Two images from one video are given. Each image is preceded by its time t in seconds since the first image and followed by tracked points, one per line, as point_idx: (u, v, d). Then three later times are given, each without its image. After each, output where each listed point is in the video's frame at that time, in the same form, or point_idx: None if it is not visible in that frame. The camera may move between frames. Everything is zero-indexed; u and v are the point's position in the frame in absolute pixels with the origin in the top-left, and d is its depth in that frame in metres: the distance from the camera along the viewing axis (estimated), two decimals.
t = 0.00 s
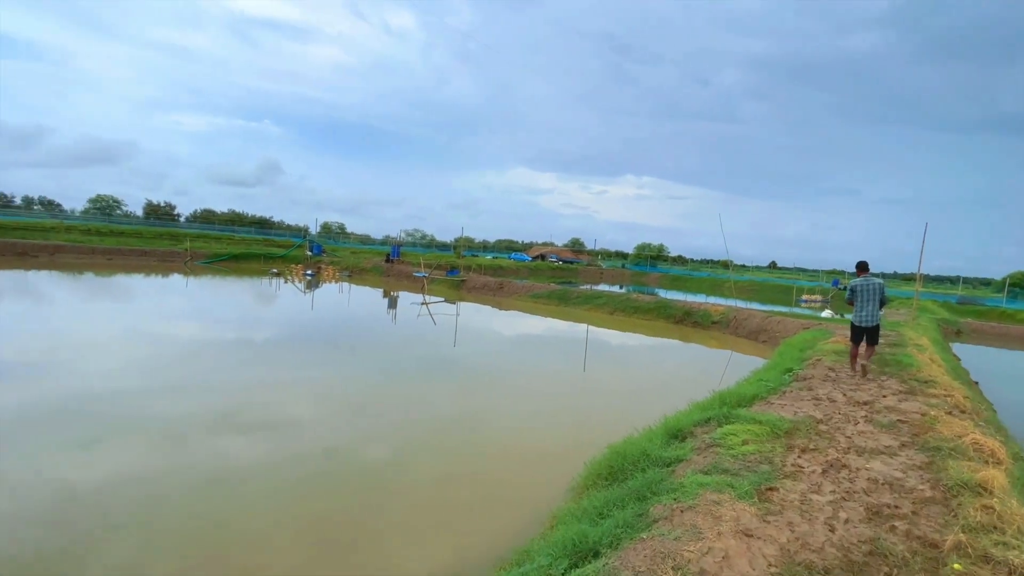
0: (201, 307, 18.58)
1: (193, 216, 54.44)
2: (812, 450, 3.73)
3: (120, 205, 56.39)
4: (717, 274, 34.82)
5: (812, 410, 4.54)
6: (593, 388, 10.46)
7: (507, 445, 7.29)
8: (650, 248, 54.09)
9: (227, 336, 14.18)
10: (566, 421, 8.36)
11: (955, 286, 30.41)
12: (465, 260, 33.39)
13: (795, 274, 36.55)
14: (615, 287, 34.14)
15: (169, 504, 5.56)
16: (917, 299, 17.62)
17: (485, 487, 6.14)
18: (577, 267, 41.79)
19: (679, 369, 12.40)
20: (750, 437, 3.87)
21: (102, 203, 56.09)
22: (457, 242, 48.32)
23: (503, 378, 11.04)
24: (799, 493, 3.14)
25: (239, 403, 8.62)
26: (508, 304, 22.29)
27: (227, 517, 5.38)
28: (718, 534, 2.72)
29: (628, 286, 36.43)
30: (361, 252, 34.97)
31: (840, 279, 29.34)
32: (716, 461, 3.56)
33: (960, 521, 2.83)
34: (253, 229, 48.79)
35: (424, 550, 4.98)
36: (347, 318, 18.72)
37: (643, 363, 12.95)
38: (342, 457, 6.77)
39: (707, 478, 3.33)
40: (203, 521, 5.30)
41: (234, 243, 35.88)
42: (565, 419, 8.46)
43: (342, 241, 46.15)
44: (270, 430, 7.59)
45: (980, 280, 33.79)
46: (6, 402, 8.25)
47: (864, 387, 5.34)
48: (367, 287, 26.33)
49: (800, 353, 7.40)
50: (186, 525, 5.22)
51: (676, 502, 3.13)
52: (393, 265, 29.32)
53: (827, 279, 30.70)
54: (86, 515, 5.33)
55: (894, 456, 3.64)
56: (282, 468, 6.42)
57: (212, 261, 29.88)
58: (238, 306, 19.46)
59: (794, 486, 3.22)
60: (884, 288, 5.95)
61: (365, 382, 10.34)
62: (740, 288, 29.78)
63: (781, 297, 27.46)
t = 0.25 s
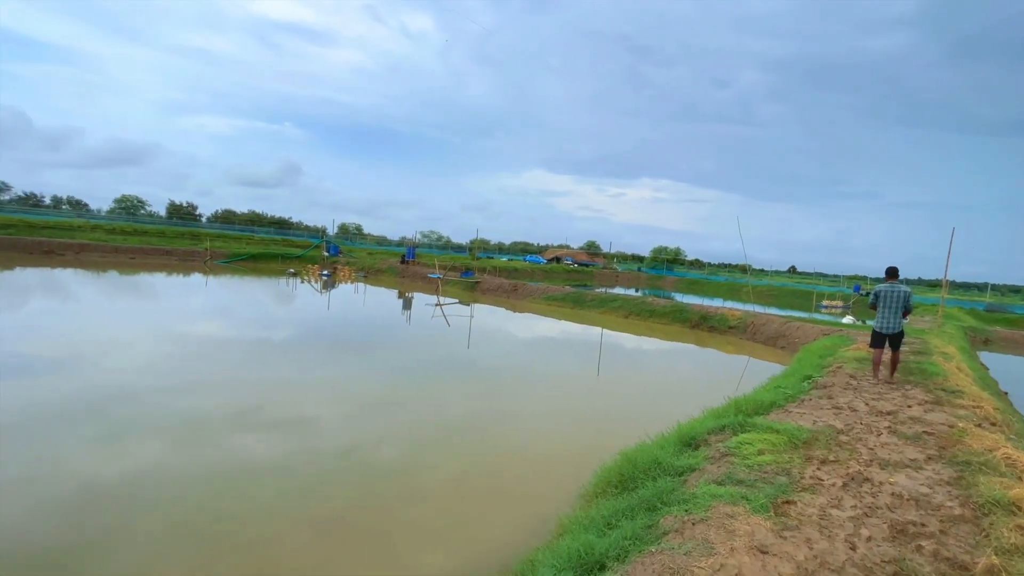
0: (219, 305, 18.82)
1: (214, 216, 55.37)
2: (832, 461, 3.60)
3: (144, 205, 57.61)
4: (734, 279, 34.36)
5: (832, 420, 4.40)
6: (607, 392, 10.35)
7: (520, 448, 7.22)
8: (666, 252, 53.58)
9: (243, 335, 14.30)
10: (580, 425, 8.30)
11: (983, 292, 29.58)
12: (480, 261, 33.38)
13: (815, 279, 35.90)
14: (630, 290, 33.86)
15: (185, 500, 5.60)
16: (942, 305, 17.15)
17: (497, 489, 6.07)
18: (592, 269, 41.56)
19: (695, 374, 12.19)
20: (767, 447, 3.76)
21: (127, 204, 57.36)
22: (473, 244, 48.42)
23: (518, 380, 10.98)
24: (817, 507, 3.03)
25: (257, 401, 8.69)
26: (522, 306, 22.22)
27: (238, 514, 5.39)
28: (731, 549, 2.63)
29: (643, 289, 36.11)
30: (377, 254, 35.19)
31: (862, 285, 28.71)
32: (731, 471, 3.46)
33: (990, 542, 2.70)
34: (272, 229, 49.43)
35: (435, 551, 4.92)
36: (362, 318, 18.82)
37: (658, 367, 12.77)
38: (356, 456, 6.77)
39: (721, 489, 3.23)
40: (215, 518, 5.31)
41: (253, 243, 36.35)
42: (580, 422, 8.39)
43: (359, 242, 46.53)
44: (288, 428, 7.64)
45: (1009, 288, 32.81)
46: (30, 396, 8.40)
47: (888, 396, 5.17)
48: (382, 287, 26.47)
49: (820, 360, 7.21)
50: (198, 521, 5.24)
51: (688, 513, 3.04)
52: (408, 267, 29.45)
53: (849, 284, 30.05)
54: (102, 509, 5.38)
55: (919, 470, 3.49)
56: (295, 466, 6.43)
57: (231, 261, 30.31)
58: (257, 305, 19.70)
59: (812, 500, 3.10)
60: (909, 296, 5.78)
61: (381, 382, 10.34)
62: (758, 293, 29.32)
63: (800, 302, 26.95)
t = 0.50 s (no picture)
0: (233, 304, 18.96)
1: (230, 216, 56.01)
2: (854, 477, 3.45)
3: (163, 205, 58.47)
4: (750, 283, 33.91)
5: (853, 432, 4.24)
6: (620, 396, 10.21)
7: (532, 454, 7.13)
8: (681, 255, 53.07)
9: (256, 334, 14.36)
10: (593, 430, 8.20)
11: (1007, 299, 28.85)
12: (492, 263, 33.34)
13: (832, 283, 35.28)
14: (644, 293, 33.58)
15: (198, 498, 5.60)
16: (965, 311, 16.70)
17: (508, 496, 5.98)
18: (605, 272, 41.29)
19: (709, 379, 11.98)
20: (785, 460, 3.62)
21: (146, 203, 58.26)
22: (486, 246, 48.39)
23: (530, 383, 10.89)
24: (838, 526, 2.90)
25: (271, 399, 8.70)
26: (534, 309, 22.12)
27: (248, 514, 5.36)
28: (745, 572, 2.51)
29: (657, 292, 35.78)
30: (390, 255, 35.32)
31: (881, 290, 28.16)
32: (746, 485, 3.33)
33: None
34: (287, 229, 49.89)
35: (444, 559, 4.85)
36: (374, 318, 18.84)
37: (672, 372, 12.57)
38: (368, 458, 6.74)
39: (737, 505, 3.10)
40: (224, 518, 5.28)
41: (268, 243, 36.70)
42: (592, 428, 8.29)
43: (372, 243, 46.75)
44: (301, 426, 7.64)
45: None
46: (47, 392, 8.48)
47: (911, 408, 4.99)
48: (394, 288, 26.53)
49: (840, 367, 7.01)
50: (207, 521, 5.22)
51: (701, 531, 2.92)
52: (420, 268, 29.51)
53: (868, 289, 29.50)
54: (113, 506, 5.38)
55: (948, 488, 3.34)
56: (305, 467, 6.40)
57: (246, 261, 30.60)
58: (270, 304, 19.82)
59: (833, 519, 2.96)
60: (939, 305, 5.60)
61: (393, 382, 10.31)
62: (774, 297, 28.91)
63: (818, 307, 26.51)
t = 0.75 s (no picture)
0: (246, 304, 19.12)
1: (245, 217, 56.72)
2: (870, 499, 3.33)
3: (179, 205, 59.35)
4: (763, 290, 33.52)
5: (869, 450, 4.12)
6: (631, 403, 10.11)
7: (542, 462, 7.07)
8: (693, 261, 52.66)
9: (267, 334, 14.45)
10: (603, 438, 8.12)
11: None
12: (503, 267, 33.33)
13: (849, 292, 34.74)
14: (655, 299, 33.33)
15: (209, 496, 5.60)
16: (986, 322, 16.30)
17: (518, 504, 5.92)
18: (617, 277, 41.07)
19: (722, 387, 11.81)
20: (798, 479, 3.52)
21: (163, 204, 59.17)
22: (498, 249, 48.41)
23: (541, 387, 10.83)
24: (852, 552, 2.79)
25: (283, 398, 8.71)
26: (544, 313, 22.04)
27: (257, 514, 5.35)
28: None
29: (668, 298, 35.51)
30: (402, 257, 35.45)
31: (899, 300, 27.65)
32: (756, 506, 3.23)
33: None
34: (301, 231, 50.33)
35: (453, 567, 4.78)
36: (384, 320, 18.88)
37: (684, 379, 12.42)
38: (378, 460, 6.72)
39: (746, 526, 3.01)
40: (233, 517, 5.27)
41: (281, 245, 37.03)
42: (603, 436, 8.22)
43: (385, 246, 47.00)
44: (313, 426, 7.64)
45: None
46: (62, 388, 8.57)
47: (930, 424, 4.85)
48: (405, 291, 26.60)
49: (855, 379, 6.86)
50: (217, 519, 5.21)
51: (707, 554, 2.83)
52: (431, 271, 29.59)
53: (885, 298, 29.01)
54: (124, 503, 5.38)
55: (970, 513, 3.20)
56: (316, 468, 6.39)
57: (260, 262, 30.90)
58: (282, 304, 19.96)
59: (849, 546, 2.84)
60: (962, 316, 5.47)
61: (404, 384, 10.29)
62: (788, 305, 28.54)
63: (833, 316, 26.10)
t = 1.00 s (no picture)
0: (258, 306, 19.28)
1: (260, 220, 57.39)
2: (885, 516, 3.21)
3: (195, 207, 60.19)
4: (777, 296, 33.10)
5: (883, 464, 4.00)
6: (642, 409, 10.02)
7: (552, 467, 7.01)
8: (706, 266, 52.21)
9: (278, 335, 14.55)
10: (614, 444, 8.05)
11: None
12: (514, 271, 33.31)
13: (865, 298, 34.19)
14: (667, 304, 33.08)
15: (218, 495, 5.62)
16: (1007, 331, 15.90)
17: (527, 509, 5.86)
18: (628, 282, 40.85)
19: (734, 394, 11.64)
20: (809, 494, 3.42)
21: (180, 206, 60.07)
22: (509, 253, 48.41)
23: (551, 391, 10.77)
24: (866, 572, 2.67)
25: (294, 400, 8.73)
26: (554, 318, 21.96)
27: (265, 514, 5.33)
28: None
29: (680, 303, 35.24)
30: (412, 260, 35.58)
31: (917, 307, 27.14)
32: (765, 522, 3.13)
33: None
34: (314, 234, 50.75)
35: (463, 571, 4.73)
36: (394, 323, 18.94)
37: (695, 385, 12.28)
38: (388, 462, 6.71)
39: (755, 543, 2.92)
40: (242, 517, 5.26)
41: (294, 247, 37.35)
42: (613, 442, 8.14)
43: (396, 249, 47.24)
44: (323, 427, 7.66)
45: None
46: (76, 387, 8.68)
47: (948, 437, 4.71)
48: (415, 294, 26.67)
49: (870, 389, 6.71)
50: (226, 519, 5.21)
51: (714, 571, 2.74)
52: (442, 274, 29.64)
53: (902, 305, 28.51)
54: (136, 501, 5.40)
55: (990, 533, 3.07)
56: (327, 469, 6.40)
57: (273, 264, 31.17)
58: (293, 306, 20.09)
59: (862, 565, 2.71)
60: (975, 328, 5.41)
61: (414, 387, 10.27)
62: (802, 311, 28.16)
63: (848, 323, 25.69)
